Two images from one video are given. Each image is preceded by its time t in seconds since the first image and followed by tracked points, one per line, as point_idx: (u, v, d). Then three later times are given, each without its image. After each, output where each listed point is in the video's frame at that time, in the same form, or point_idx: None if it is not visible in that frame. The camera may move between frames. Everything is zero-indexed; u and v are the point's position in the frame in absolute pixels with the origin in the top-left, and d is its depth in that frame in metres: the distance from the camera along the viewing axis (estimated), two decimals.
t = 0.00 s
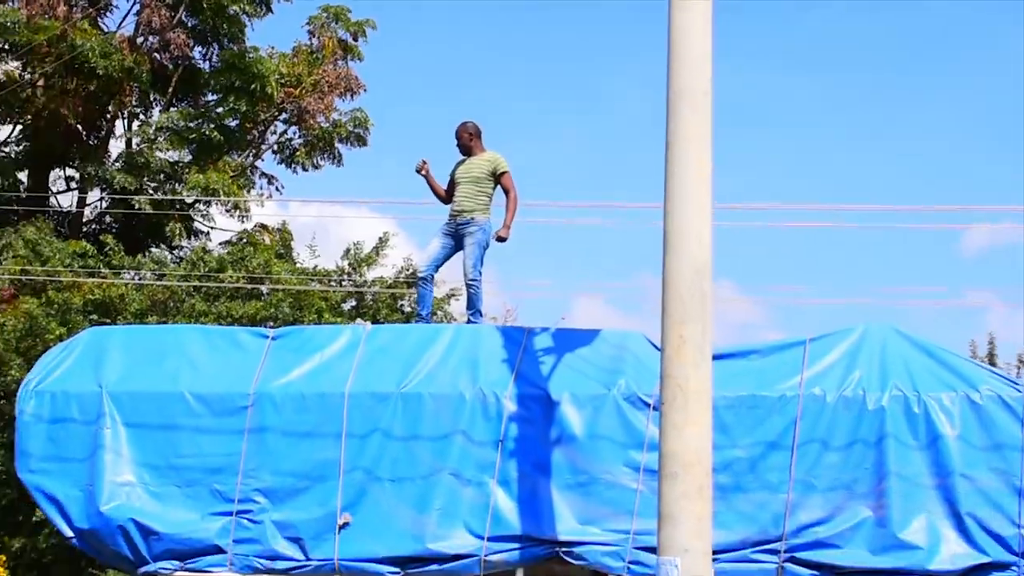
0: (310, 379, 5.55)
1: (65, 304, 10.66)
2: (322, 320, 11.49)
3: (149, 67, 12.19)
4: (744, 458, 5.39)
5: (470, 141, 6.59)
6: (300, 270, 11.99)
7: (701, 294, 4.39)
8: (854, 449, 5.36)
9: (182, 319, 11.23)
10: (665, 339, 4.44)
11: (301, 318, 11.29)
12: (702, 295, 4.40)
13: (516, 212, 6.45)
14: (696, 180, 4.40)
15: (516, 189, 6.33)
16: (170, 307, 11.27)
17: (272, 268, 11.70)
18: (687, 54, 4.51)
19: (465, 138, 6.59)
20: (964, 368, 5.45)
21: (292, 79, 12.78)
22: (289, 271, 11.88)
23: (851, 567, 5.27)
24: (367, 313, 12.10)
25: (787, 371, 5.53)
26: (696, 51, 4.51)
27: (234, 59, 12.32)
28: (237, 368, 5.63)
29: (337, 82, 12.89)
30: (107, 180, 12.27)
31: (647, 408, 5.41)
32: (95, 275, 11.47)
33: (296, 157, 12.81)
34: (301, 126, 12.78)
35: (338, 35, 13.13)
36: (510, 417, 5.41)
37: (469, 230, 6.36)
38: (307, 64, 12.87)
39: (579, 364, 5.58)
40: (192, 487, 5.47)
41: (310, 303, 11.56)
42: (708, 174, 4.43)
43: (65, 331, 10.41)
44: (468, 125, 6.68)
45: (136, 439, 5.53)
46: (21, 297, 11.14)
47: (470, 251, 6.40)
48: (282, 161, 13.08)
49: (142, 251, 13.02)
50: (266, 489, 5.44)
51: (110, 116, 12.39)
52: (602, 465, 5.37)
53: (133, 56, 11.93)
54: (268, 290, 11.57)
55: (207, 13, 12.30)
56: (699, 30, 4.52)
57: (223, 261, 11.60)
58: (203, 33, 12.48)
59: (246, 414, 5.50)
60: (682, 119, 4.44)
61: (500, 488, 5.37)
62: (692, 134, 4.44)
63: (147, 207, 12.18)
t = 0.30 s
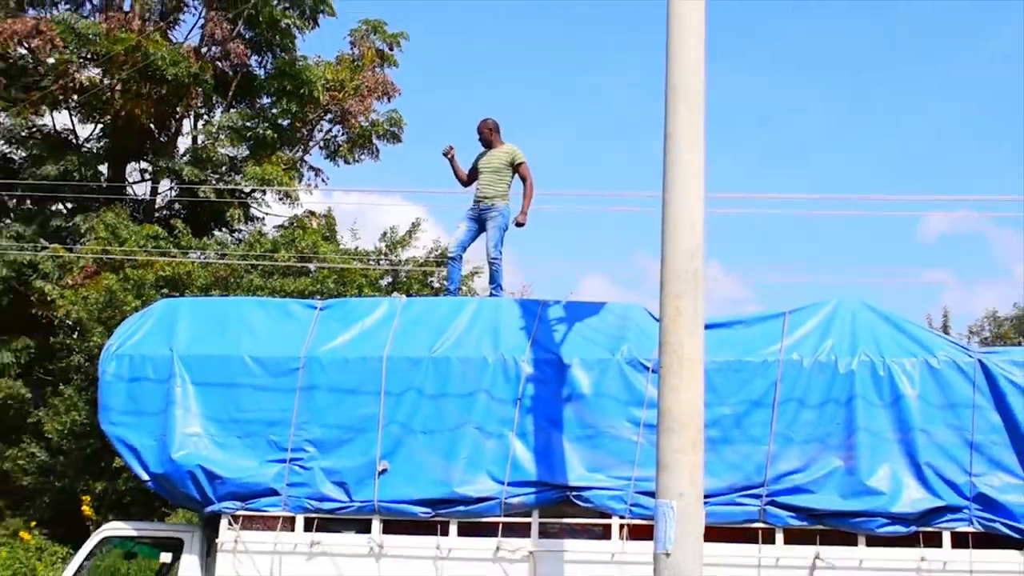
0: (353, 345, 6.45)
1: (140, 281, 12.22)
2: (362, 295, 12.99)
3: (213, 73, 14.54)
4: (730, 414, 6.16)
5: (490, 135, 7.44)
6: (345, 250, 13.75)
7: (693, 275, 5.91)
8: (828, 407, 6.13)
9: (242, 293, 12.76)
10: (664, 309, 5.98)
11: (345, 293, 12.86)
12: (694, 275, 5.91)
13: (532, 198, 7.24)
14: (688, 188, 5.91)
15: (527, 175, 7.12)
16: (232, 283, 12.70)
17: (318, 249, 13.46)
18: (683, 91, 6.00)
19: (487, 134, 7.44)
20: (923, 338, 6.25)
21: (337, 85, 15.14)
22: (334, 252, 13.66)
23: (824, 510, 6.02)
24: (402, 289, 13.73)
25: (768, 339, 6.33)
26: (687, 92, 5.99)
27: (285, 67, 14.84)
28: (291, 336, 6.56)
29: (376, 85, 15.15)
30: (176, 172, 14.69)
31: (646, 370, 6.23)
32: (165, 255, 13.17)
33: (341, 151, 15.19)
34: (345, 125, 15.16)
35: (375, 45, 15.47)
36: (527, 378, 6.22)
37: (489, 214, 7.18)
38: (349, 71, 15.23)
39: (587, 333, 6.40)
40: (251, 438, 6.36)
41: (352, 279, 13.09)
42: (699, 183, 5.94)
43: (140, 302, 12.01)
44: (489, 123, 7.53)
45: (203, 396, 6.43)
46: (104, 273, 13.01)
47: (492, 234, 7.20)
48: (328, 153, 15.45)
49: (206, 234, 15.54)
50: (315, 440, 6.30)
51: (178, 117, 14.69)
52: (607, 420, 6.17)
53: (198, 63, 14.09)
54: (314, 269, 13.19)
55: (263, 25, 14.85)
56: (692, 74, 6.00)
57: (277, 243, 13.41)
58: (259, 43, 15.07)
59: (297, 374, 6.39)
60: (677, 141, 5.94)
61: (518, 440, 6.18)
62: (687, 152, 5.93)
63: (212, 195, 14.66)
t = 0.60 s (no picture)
0: (376, 327, 7.35)
1: (190, 271, 14.94)
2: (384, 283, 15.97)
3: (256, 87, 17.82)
4: (707, 388, 7.05)
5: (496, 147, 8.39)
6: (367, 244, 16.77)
7: (677, 264, 6.74)
8: (792, 382, 7.00)
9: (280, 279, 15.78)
10: (650, 293, 6.79)
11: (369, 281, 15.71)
12: (678, 264, 6.75)
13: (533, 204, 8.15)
14: (672, 186, 6.76)
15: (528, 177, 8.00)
16: (270, 271, 15.62)
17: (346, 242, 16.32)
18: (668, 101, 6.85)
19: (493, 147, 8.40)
20: (878, 322, 7.12)
21: (366, 98, 18.17)
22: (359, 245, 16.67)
23: (789, 473, 6.86)
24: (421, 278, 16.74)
25: (742, 323, 7.22)
26: (672, 102, 6.85)
27: (321, 84, 17.90)
28: (322, 318, 7.47)
29: (400, 99, 18.12)
30: (223, 174, 17.86)
31: (634, 350, 7.09)
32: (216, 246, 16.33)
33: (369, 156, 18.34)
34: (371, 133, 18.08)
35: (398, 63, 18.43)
36: (530, 356, 7.10)
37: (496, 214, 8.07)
38: (375, 86, 18.20)
39: (582, 316, 7.29)
40: (286, 408, 7.24)
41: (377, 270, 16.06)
42: (682, 183, 6.80)
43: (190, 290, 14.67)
44: (495, 138, 8.48)
45: (244, 371, 7.33)
46: (158, 263, 15.99)
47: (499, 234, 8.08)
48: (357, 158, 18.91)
49: (248, 229, 18.78)
50: (342, 410, 7.18)
51: (224, 125, 17.92)
52: (599, 393, 7.03)
53: (244, 80, 17.23)
54: (343, 258, 16.17)
55: (301, 46, 18.19)
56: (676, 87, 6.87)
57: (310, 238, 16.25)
58: (297, 61, 18.38)
59: (327, 352, 7.28)
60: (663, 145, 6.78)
61: (521, 411, 7.03)
62: (671, 154, 6.78)
63: (254, 195, 17.81)
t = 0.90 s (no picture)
0: (378, 322, 7.96)
1: (208, 271, 16.13)
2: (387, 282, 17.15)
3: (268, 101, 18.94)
4: (684, 379, 7.66)
5: (473, 156, 9.07)
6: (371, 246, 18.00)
7: (655, 264, 7.35)
8: (762, 374, 7.61)
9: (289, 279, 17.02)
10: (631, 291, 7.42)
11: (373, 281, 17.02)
12: (655, 264, 7.35)
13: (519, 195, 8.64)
14: (650, 193, 7.40)
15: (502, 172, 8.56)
16: (281, 271, 16.83)
17: (351, 245, 17.61)
18: (647, 114, 7.49)
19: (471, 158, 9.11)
20: (840, 318, 7.74)
21: (371, 111, 19.44)
22: (364, 247, 17.88)
23: (759, 457, 7.45)
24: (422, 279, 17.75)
25: (715, 319, 7.84)
26: (651, 117, 7.48)
27: (329, 99, 19.14)
28: (328, 314, 8.08)
29: (402, 112, 19.46)
30: (237, 181, 19.15)
31: (616, 344, 7.69)
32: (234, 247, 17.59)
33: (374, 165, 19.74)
34: (375, 144, 19.39)
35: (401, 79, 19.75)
36: (520, 349, 7.72)
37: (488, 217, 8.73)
38: (380, 101, 19.41)
39: (568, 313, 7.91)
40: (294, 397, 7.84)
41: (380, 270, 17.24)
42: (659, 190, 7.44)
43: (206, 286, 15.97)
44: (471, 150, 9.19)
45: (256, 363, 7.94)
46: (178, 263, 16.93)
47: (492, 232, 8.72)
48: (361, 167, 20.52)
49: (261, 233, 19.73)
50: (347, 399, 7.78)
51: (239, 136, 19.09)
52: (583, 384, 7.64)
53: (257, 94, 18.42)
54: (348, 259, 17.38)
55: (311, 64, 19.37)
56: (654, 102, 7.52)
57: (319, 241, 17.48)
58: (306, 77, 19.57)
59: (333, 345, 7.88)
60: (641, 155, 7.42)
61: (512, 400, 7.64)
62: (648, 164, 7.42)
63: (267, 201, 19.12)
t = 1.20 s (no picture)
0: (387, 319, 8.73)
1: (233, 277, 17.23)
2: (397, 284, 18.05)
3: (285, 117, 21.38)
4: (665, 367, 8.43)
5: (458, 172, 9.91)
6: (383, 249, 18.88)
7: (637, 265, 8.09)
8: (736, 363, 8.36)
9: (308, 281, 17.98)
10: (616, 289, 8.13)
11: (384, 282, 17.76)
12: (638, 265, 8.09)
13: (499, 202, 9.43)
14: (633, 200, 8.15)
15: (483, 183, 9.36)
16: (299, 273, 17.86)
17: (363, 248, 18.58)
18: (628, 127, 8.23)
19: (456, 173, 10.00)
20: (808, 312, 8.47)
21: (380, 127, 21.64)
22: (375, 250, 18.76)
23: (733, 439, 8.19)
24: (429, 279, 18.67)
25: (694, 313, 8.60)
26: (633, 130, 8.22)
27: (341, 116, 21.26)
28: (340, 312, 8.87)
29: (408, 127, 21.61)
30: (259, 192, 21.35)
31: (603, 337, 8.44)
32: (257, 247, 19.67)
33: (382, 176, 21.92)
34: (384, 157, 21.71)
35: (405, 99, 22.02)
36: (515, 342, 8.50)
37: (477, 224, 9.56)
38: (388, 117, 21.73)
39: (559, 308, 8.65)
40: (311, 388, 8.62)
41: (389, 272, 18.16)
42: (641, 197, 8.17)
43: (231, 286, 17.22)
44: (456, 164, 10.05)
45: (276, 357, 8.73)
46: (206, 267, 18.53)
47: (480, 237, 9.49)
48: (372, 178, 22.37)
49: (280, 237, 22.03)
50: (358, 389, 8.56)
51: (260, 150, 21.55)
52: (573, 373, 8.39)
53: (275, 113, 20.90)
54: (360, 262, 18.31)
55: (324, 85, 21.65)
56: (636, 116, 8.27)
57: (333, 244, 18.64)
58: (321, 96, 21.86)
59: (346, 340, 8.67)
60: (624, 164, 8.16)
61: (509, 388, 8.40)
62: (630, 172, 8.15)
63: (285, 209, 21.17)
